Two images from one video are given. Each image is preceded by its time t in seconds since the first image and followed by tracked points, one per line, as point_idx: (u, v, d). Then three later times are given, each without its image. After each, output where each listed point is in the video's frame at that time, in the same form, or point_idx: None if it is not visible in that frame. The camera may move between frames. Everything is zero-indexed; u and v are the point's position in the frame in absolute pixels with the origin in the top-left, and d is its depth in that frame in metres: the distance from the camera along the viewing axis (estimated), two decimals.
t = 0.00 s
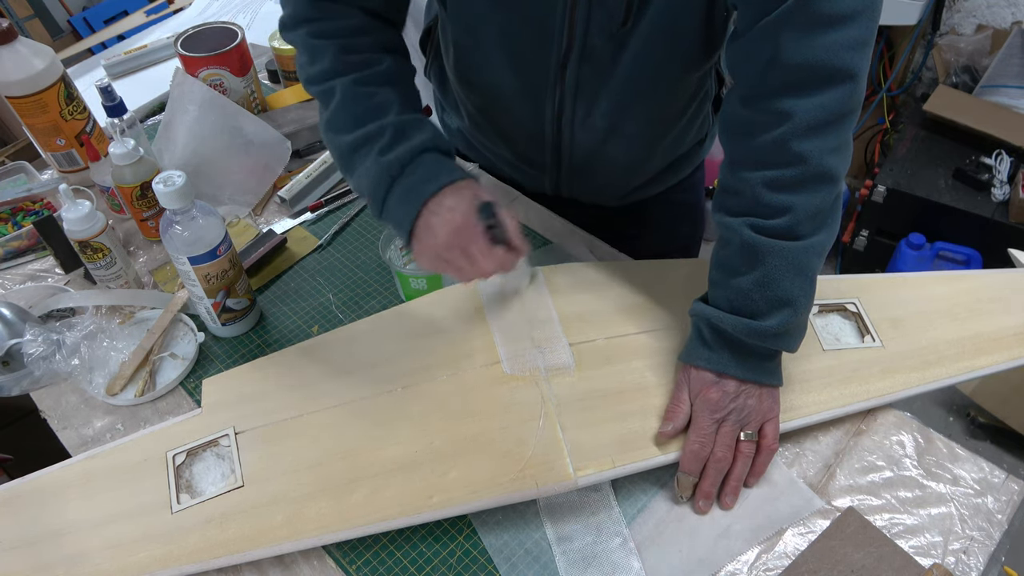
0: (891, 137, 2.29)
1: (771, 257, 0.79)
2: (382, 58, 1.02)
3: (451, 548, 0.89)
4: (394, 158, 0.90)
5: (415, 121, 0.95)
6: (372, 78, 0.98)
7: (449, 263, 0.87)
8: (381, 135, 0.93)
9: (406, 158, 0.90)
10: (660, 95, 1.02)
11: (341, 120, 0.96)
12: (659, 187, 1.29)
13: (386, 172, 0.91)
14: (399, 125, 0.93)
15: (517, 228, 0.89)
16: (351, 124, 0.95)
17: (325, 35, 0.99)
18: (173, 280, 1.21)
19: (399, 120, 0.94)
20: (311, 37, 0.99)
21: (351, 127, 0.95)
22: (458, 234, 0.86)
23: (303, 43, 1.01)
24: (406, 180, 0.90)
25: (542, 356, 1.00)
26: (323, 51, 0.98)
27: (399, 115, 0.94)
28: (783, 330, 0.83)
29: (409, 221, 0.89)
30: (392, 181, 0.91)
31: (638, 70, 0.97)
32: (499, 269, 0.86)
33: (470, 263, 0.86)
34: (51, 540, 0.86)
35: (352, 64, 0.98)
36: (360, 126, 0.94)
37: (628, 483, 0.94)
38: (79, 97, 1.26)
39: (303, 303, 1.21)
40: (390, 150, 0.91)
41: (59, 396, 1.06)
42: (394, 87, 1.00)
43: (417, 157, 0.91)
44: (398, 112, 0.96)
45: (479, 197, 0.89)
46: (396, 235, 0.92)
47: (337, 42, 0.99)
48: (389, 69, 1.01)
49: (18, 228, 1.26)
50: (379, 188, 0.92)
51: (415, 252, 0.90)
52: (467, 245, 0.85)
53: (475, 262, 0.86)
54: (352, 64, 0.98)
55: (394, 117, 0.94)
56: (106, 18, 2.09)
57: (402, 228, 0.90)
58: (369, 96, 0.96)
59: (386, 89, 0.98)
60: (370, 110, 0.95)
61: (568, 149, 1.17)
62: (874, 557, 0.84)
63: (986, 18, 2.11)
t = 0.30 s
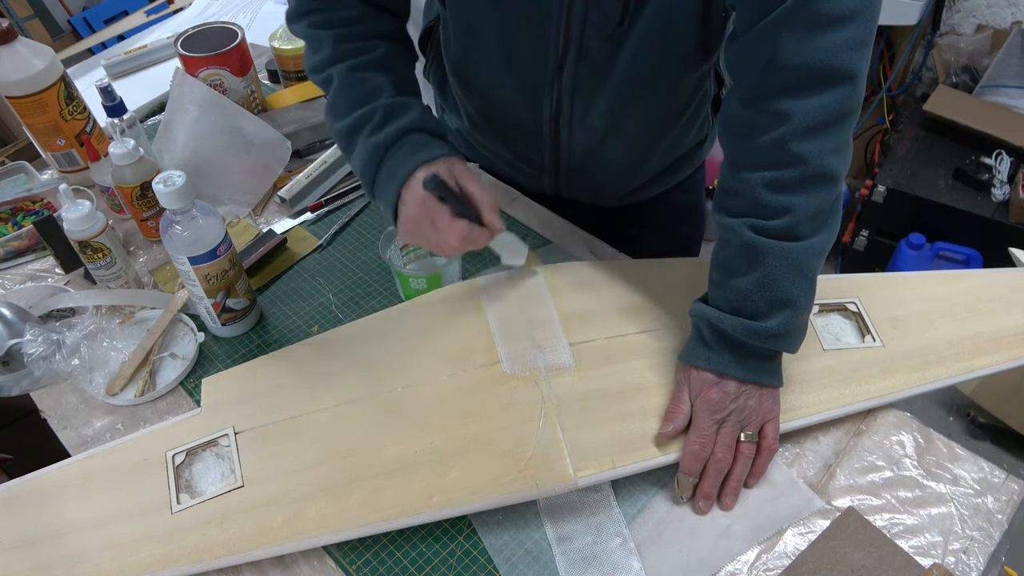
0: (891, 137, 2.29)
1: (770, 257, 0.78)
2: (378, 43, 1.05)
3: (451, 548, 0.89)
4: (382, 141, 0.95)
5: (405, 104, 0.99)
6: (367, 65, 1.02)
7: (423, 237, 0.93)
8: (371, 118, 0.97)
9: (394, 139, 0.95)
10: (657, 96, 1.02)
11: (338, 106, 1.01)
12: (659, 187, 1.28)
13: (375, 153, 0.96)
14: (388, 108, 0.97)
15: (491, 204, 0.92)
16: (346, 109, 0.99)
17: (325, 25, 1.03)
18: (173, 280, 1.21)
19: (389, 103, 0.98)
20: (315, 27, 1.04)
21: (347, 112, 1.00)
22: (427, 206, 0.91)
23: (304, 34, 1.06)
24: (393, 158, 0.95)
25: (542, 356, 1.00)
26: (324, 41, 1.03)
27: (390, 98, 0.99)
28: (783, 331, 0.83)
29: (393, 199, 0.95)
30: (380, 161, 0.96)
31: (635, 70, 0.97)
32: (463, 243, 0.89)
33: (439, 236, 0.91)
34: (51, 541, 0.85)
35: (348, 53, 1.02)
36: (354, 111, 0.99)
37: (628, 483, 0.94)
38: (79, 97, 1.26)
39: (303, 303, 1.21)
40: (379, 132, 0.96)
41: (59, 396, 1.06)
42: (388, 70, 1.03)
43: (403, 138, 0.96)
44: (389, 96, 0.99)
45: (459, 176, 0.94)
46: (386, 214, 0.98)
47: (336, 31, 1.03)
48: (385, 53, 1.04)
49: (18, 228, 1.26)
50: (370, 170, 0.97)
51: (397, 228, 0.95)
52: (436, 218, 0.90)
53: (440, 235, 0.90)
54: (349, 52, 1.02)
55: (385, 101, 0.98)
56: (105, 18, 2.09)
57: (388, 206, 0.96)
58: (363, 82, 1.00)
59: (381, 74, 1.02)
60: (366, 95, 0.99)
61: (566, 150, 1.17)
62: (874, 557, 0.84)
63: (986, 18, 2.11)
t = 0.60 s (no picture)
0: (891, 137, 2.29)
1: (770, 259, 0.78)
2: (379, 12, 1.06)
3: (451, 548, 0.89)
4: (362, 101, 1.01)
5: (390, 69, 1.04)
6: (367, 35, 1.06)
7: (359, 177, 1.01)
8: (358, 80, 1.03)
9: (372, 100, 1.01)
10: (655, 96, 1.01)
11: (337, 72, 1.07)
12: (659, 188, 1.28)
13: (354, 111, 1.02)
14: (374, 71, 1.03)
15: (432, 170, 0.99)
16: (343, 72, 1.05)
17: None
18: (173, 280, 1.21)
19: (374, 67, 1.03)
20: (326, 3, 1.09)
21: (343, 75, 1.05)
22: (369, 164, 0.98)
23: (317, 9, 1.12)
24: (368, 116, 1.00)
25: (542, 356, 1.00)
26: (329, 15, 1.09)
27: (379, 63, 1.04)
28: (783, 332, 0.83)
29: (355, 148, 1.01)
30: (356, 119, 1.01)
31: (632, 72, 0.97)
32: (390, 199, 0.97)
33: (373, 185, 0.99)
34: (51, 541, 0.85)
35: (349, 24, 1.06)
36: (349, 73, 1.04)
37: (628, 483, 0.94)
38: (79, 97, 1.26)
39: (303, 303, 1.21)
40: (361, 92, 1.02)
41: (59, 396, 1.06)
42: (387, 40, 1.06)
43: (381, 99, 1.01)
44: (380, 62, 1.04)
45: (410, 137, 1.00)
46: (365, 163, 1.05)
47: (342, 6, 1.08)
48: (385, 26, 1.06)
49: (18, 228, 1.26)
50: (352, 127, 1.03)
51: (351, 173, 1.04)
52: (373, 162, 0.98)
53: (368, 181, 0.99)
54: (351, 22, 1.06)
55: (372, 66, 1.03)
56: (106, 18, 2.09)
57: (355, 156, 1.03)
58: (360, 49, 1.05)
59: (378, 43, 1.05)
60: (359, 60, 1.04)
61: (564, 152, 1.17)
62: (873, 557, 0.84)
63: (986, 18, 2.11)
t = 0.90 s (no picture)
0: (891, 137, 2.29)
1: (770, 259, 0.78)
2: (391, 12, 1.08)
3: (452, 548, 0.89)
4: (365, 99, 1.07)
5: (398, 67, 1.07)
6: (382, 32, 1.08)
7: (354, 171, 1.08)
8: (365, 79, 1.08)
9: (376, 99, 1.06)
10: (649, 97, 1.01)
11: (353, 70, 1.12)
12: (659, 189, 1.28)
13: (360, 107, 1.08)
14: (380, 70, 1.06)
15: (406, 167, 1.02)
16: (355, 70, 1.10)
17: None
18: (173, 280, 1.21)
19: (380, 65, 1.06)
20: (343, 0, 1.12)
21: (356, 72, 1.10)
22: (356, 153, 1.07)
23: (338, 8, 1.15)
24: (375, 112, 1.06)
25: (542, 356, 1.00)
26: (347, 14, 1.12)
27: (385, 63, 1.06)
28: (783, 332, 0.83)
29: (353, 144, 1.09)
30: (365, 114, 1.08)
31: (626, 72, 0.97)
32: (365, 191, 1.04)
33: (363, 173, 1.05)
34: (51, 541, 0.85)
35: (366, 23, 1.09)
36: (359, 71, 1.09)
37: (628, 483, 0.94)
38: (79, 97, 1.26)
39: (303, 303, 1.21)
40: (367, 91, 1.07)
41: (59, 396, 1.06)
42: (399, 38, 1.08)
43: (383, 98, 1.06)
44: (390, 61, 1.07)
45: (396, 135, 1.04)
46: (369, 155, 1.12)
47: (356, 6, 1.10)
48: (396, 24, 1.08)
49: (18, 228, 1.26)
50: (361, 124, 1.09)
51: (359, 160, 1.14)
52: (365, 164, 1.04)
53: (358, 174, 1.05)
54: (367, 22, 1.09)
55: (378, 65, 1.06)
56: (106, 18, 2.09)
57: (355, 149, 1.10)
58: (371, 48, 1.08)
59: (389, 41, 1.08)
60: (369, 60, 1.08)
61: (562, 152, 1.16)
62: (873, 557, 0.84)
63: (986, 18, 2.11)
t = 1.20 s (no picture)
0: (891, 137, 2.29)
1: (770, 259, 0.78)
2: (380, 47, 1.04)
3: (452, 548, 0.89)
4: (358, 142, 0.97)
5: (389, 108, 1.00)
6: (366, 68, 1.03)
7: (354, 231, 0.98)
8: (354, 119, 0.99)
9: (371, 142, 0.97)
10: (649, 96, 1.01)
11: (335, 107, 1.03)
12: (659, 188, 1.28)
13: (351, 154, 0.99)
14: (372, 110, 0.99)
15: (426, 222, 0.94)
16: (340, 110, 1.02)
17: (334, 28, 1.05)
18: (173, 280, 1.21)
19: (371, 107, 0.99)
20: (326, 30, 1.06)
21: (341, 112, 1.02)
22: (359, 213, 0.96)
23: (320, 36, 1.08)
24: (367, 157, 0.97)
25: (542, 356, 1.00)
26: (329, 42, 1.05)
27: (377, 102, 1.00)
28: (783, 332, 0.83)
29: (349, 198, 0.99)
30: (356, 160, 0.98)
31: (625, 71, 0.97)
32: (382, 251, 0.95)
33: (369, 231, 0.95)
34: (51, 541, 0.85)
35: (350, 55, 1.03)
36: (344, 110, 1.01)
37: (628, 483, 0.94)
38: (79, 97, 1.26)
39: (303, 303, 1.21)
40: (359, 133, 0.98)
41: (59, 396, 1.06)
42: (387, 74, 1.04)
43: (378, 140, 0.97)
44: (381, 99, 1.01)
45: (405, 188, 0.95)
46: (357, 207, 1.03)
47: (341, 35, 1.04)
48: (385, 59, 1.04)
49: (18, 228, 1.26)
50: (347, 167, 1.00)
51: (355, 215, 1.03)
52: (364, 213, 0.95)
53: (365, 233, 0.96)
54: (353, 54, 1.03)
55: (369, 105, 0.99)
56: (106, 18, 2.09)
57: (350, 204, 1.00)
58: (357, 84, 1.01)
59: (379, 77, 1.03)
60: (356, 97, 1.01)
61: (561, 151, 1.16)
62: (873, 557, 0.84)
63: (986, 18, 2.11)
